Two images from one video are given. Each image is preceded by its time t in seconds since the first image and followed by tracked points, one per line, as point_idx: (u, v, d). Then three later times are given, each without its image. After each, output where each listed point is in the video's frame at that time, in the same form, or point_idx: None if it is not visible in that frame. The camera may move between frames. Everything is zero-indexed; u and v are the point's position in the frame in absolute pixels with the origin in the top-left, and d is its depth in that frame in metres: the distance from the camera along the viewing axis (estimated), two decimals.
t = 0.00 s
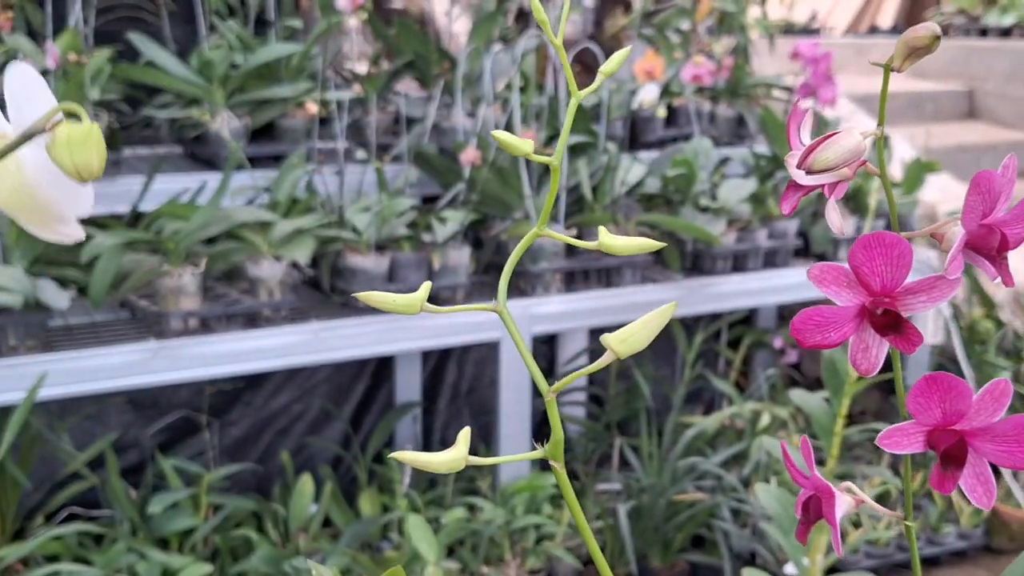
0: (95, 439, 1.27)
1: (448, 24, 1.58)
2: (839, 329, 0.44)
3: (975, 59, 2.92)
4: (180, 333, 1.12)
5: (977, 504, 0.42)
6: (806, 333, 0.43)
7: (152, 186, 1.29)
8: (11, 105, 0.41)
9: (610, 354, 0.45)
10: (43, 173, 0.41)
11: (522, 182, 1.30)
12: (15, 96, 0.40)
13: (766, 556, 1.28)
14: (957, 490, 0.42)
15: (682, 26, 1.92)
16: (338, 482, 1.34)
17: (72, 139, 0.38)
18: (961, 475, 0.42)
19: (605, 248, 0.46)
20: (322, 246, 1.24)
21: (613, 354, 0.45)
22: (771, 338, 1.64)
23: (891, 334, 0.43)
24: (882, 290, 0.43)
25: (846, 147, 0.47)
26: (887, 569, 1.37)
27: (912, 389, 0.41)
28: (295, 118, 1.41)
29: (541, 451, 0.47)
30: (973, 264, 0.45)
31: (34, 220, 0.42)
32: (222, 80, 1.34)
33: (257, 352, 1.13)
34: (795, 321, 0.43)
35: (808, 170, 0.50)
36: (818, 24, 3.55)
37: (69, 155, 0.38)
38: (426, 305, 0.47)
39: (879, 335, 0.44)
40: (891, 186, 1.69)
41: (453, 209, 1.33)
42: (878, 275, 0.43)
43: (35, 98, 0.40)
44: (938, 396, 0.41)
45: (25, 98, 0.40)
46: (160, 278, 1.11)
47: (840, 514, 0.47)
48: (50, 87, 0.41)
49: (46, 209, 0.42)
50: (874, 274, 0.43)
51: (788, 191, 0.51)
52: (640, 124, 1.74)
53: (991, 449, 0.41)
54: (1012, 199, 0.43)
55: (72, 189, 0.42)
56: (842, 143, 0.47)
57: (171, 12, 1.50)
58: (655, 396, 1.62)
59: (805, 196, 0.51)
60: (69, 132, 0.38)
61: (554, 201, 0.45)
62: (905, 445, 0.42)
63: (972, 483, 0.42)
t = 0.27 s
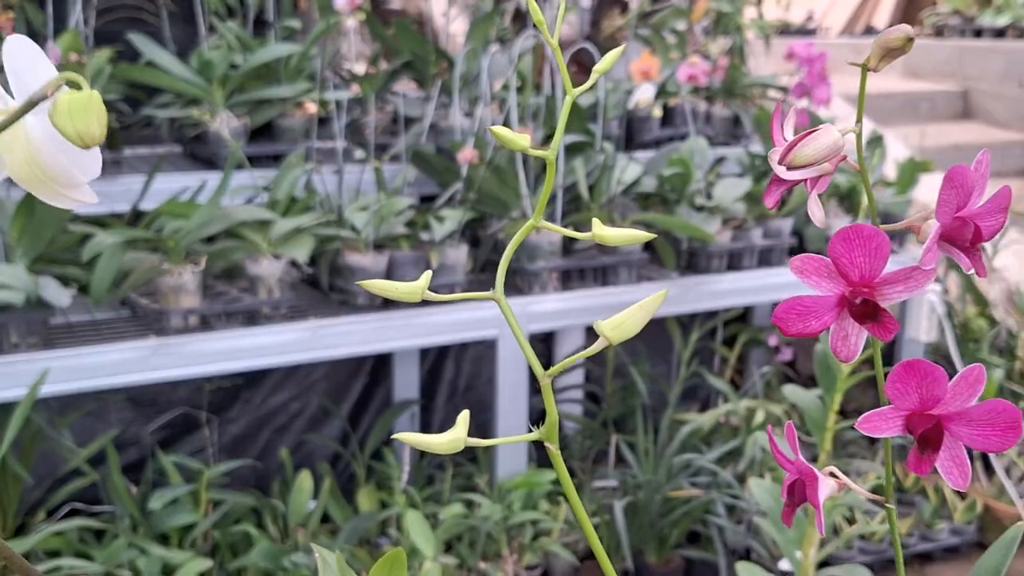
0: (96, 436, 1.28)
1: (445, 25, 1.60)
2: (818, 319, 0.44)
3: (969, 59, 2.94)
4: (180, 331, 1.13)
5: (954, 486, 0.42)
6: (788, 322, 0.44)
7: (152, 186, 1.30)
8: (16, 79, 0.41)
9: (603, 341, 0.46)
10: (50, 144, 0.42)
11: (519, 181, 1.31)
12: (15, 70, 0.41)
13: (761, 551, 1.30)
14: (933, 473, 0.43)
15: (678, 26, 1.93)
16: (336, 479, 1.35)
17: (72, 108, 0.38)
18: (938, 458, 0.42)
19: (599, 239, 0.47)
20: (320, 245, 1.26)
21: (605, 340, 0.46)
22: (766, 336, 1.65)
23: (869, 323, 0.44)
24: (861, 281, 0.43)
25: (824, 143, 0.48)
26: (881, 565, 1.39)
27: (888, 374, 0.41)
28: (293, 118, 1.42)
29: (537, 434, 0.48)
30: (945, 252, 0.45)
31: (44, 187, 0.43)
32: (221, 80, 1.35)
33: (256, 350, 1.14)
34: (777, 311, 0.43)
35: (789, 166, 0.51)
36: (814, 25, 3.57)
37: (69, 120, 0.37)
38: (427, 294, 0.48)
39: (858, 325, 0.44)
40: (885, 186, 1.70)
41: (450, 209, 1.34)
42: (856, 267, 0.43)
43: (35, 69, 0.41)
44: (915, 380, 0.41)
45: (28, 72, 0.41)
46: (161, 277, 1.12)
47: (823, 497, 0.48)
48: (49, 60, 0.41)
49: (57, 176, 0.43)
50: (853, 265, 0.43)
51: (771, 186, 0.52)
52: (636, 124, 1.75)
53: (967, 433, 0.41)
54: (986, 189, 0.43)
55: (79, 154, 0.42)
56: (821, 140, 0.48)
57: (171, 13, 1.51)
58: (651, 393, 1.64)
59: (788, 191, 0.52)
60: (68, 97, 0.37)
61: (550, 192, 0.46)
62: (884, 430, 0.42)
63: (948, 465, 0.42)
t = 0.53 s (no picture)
0: (98, 432, 1.30)
1: (443, 26, 1.62)
2: (792, 305, 0.48)
3: (962, 61, 2.97)
4: (182, 329, 1.15)
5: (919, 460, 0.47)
6: (765, 307, 0.47)
7: (154, 186, 1.32)
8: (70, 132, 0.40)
9: (588, 325, 0.48)
10: (97, 197, 0.41)
11: (516, 181, 1.33)
12: (68, 118, 0.40)
13: (754, 546, 1.32)
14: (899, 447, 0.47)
15: (673, 28, 1.96)
16: (335, 475, 1.37)
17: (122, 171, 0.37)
18: (904, 434, 0.47)
19: (582, 230, 0.49)
20: (320, 244, 1.27)
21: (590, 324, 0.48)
22: (760, 334, 1.67)
23: (840, 308, 0.48)
24: (832, 269, 0.47)
25: (795, 142, 0.51)
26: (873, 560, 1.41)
27: (859, 357, 0.45)
28: (293, 118, 1.44)
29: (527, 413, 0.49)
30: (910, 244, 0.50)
31: (86, 231, 0.42)
32: (222, 81, 1.37)
33: (257, 347, 1.16)
34: (757, 297, 0.47)
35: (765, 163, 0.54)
36: (809, 26, 3.59)
37: (117, 179, 0.37)
38: (425, 282, 0.49)
39: (830, 310, 0.48)
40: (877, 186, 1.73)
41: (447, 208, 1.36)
42: (828, 256, 0.47)
43: (85, 120, 0.40)
44: (883, 363, 0.45)
45: (81, 128, 0.40)
46: (163, 275, 1.14)
47: (799, 474, 0.50)
48: (100, 116, 0.40)
49: (101, 226, 0.42)
50: (825, 254, 0.47)
51: (749, 182, 0.55)
52: (632, 124, 1.77)
53: (931, 411, 0.46)
54: (947, 187, 0.48)
55: (122, 206, 0.41)
56: (792, 138, 0.51)
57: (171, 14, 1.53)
58: (647, 391, 1.66)
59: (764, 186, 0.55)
60: (119, 158, 0.37)
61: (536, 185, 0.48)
62: (854, 408, 0.47)
63: (914, 442, 0.47)
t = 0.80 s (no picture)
0: (109, 426, 1.34)
1: (444, 31, 1.66)
2: (769, 289, 0.54)
3: (953, 64, 3.01)
4: (193, 324, 1.18)
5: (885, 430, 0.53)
6: (745, 292, 0.53)
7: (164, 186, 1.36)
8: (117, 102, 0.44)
9: (594, 307, 0.53)
10: (145, 156, 0.44)
11: (517, 182, 1.37)
12: (114, 88, 0.43)
13: (747, 535, 1.35)
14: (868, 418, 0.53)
15: (669, 32, 2.00)
16: (340, 467, 1.41)
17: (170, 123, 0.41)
18: (872, 407, 0.53)
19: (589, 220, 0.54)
20: (326, 242, 1.31)
21: (596, 306, 0.52)
22: (754, 330, 1.71)
23: (813, 293, 0.54)
24: (806, 258, 0.53)
25: (772, 144, 0.56)
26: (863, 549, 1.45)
27: (831, 337, 0.51)
28: (298, 120, 1.47)
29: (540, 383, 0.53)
30: (877, 237, 0.56)
31: (135, 190, 0.45)
32: (229, 84, 1.41)
33: (265, 342, 1.20)
34: (738, 283, 0.53)
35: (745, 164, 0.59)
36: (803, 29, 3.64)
37: (164, 132, 0.40)
38: (449, 269, 0.53)
39: (805, 294, 0.54)
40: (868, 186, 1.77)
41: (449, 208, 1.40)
42: (803, 245, 0.53)
43: (131, 87, 0.43)
44: (852, 342, 0.51)
45: (128, 95, 0.43)
46: (174, 272, 1.18)
47: (780, 443, 0.57)
48: (145, 82, 0.43)
49: (149, 184, 0.45)
50: (800, 245, 0.53)
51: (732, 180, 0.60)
52: (628, 126, 1.81)
53: (896, 384, 0.52)
54: (909, 182, 0.55)
55: (168, 163, 0.44)
56: (770, 141, 0.56)
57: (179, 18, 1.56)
58: (643, 386, 1.70)
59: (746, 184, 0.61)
60: (163, 113, 0.40)
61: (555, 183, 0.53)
62: (827, 382, 0.52)
63: (880, 413, 0.53)
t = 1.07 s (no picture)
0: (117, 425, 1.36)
1: (444, 38, 1.69)
2: (757, 297, 0.68)
3: (946, 69, 3.05)
4: (200, 325, 1.21)
5: (858, 422, 0.67)
6: (735, 299, 0.68)
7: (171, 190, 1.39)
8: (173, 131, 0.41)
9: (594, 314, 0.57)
10: (201, 188, 0.40)
11: (515, 186, 1.40)
12: (172, 121, 0.40)
13: (741, 532, 1.39)
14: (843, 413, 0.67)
15: (665, 37, 2.03)
16: (342, 465, 1.44)
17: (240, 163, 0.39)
18: (847, 402, 0.66)
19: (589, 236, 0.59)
20: (329, 245, 1.34)
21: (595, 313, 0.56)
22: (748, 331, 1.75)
23: (793, 300, 0.68)
24: (788, 270, 0.68)
25: (752, 167, 0.77)
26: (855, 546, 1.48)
27: (812, 341, 0.65)
28: (301, 125, 1.50)
29: (543, 381, 0.56)
30: (850, 251, 0.71)
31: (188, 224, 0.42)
32: (234, 90, 1.44)
33: (271, 343, 1.23)
34: (728, 291, 0.68)
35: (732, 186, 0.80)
36: (798, 33, 3.68)
37: (226, 171, 0.38)
38: (462, 279, 0.58)
39: (785, 303, 0.69)
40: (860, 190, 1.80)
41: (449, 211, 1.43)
42: (785, 259, 0.67)
43: (190, 120, 0.40)
44: (830, 346, 0.65)
45: (190, 126, 0.40)
46: (182, 274, 1.20)
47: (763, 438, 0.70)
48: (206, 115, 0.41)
49: (204, 218, 0.41)
50: (783, 259, 0.67)
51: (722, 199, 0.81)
52: (625, 130, 1.84)
53: (869, 385, 0.65)
54: (877, 207, 0.70)
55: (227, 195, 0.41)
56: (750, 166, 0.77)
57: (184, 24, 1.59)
58: (639, 386, 1.74)
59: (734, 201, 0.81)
60: (228, 152, 0.38)
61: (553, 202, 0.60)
62: (807, 381, 0.66)
63: (854, 407, 0.66)
